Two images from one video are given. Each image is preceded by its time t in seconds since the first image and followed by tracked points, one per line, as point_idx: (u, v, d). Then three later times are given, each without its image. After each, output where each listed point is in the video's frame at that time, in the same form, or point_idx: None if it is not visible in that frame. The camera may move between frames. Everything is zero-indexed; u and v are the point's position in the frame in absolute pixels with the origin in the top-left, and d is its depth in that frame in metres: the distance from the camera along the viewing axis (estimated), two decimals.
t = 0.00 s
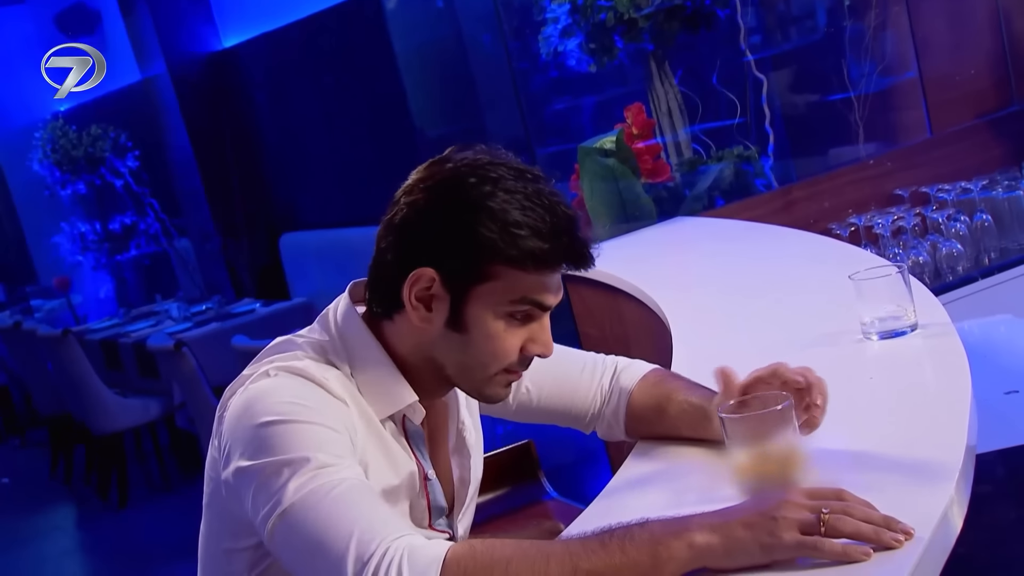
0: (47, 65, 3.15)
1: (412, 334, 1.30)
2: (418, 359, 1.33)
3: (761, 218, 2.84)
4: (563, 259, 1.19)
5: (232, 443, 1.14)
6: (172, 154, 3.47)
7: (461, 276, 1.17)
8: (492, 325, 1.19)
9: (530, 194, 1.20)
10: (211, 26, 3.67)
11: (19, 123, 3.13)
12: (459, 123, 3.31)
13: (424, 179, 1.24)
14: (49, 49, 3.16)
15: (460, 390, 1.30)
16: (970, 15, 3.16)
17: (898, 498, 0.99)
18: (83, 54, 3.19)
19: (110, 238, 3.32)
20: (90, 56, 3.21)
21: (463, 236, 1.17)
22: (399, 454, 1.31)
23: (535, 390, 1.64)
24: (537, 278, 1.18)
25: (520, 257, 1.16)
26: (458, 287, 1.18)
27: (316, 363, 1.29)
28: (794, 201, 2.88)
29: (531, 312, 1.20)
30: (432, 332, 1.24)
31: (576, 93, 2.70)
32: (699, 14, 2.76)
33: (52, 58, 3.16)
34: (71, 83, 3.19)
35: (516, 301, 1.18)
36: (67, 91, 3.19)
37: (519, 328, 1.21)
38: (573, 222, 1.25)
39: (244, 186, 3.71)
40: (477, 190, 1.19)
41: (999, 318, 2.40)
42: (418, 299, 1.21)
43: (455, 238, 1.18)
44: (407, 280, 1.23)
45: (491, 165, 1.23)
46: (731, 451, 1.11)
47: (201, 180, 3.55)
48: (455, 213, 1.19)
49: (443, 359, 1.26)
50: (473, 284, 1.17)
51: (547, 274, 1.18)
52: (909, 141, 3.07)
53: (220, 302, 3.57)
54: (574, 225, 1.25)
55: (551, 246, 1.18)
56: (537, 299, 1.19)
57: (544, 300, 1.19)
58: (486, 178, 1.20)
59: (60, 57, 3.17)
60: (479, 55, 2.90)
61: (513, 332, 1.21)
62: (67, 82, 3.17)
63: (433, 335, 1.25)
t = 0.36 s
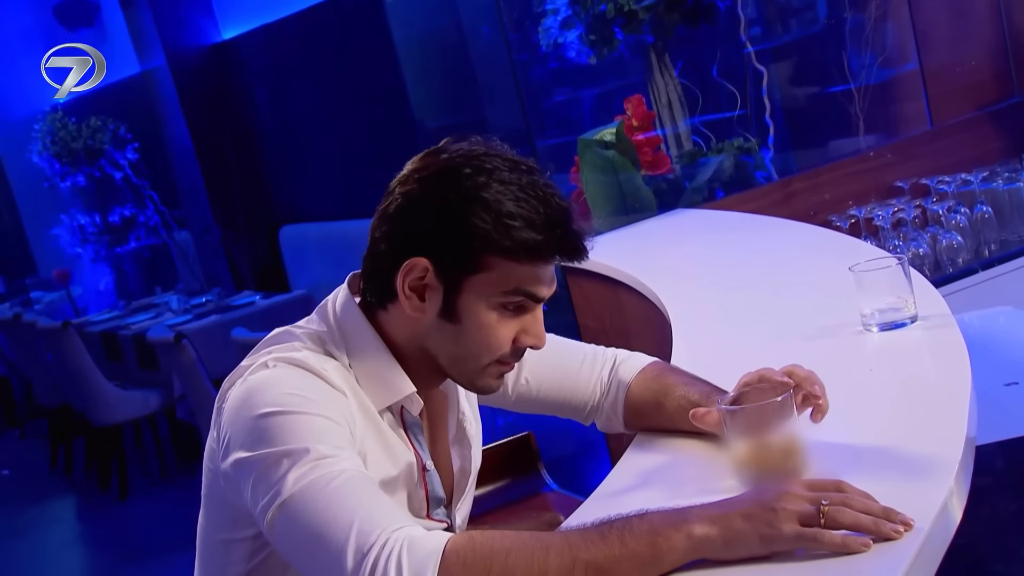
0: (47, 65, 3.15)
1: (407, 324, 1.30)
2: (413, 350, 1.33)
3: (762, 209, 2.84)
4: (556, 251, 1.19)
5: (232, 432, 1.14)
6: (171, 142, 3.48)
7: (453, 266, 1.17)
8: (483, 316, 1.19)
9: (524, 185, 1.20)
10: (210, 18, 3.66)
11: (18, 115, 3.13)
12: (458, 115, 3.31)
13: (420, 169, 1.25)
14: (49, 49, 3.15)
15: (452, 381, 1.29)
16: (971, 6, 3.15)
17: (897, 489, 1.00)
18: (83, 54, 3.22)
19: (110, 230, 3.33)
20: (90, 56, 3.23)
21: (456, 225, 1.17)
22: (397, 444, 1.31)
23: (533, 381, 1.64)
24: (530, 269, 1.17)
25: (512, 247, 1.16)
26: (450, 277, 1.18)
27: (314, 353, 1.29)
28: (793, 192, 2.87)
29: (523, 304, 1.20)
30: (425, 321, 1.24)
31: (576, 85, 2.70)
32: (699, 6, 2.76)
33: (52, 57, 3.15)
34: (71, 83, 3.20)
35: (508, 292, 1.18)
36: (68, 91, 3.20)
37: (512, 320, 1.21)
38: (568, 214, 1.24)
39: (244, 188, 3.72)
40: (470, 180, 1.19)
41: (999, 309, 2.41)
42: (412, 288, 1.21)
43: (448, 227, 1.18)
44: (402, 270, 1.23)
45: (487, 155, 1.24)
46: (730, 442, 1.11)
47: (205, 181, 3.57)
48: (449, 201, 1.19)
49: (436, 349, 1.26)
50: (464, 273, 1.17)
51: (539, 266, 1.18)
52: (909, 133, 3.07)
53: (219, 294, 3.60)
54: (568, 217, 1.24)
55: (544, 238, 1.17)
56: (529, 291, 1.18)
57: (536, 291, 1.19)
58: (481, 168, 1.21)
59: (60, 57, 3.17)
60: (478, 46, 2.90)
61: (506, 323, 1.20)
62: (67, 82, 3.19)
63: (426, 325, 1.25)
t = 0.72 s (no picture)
0: (47, 64, 3.17)
1: (406, 316, 1.30)
2: (411, 342, 1.33)
3: (761, 201, 2.84)
4: (556, 246, 1.19)
5: (230, 424, 1.14)
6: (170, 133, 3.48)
7: (452, 260, 1.17)
8: (483, 309, 1.19)
9: (524, 179, 1.20)
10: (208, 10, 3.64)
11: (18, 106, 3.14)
12: (460, 107, 3.31)
13: (420, 161, 1.24)
14: (49, 48, 3.18)
15: (450, 374, 1.29)
16: None
17: (896, 480, 1.00)
18: (83, 54, 3.23)
19: (109, 222, 3.33)
20: (90, 56, 3.23)
21: (456, 219, 1.17)
22: (395, 435, 1.31)
23: (533, 374, 1.63)
24: (530, 263, 1.17)
25: (512, 242, 1.15)
26: (449, 270, 1.18)
27: (312, 345, 1.29)
28: (793, 184, 2.87)
29: (522, 297, 1.20)
30: (424, 314, 1.24)
31: (576, 77, 2.70)
32: None
33: (52, 58, 3.18)
34: (71, 84, 3.21)
35: (507, 286, 1.18)
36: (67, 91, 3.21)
37: (510, 314, 1.21)
38: (567, 209, 1.24)
39: (245, 186, 3.70)
40: (471, 175, 1.19)
41: (998, 302, 2.41)
42: (410, 280, 1.21)
43: (448, 220, 1.18)
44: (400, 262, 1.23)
45: (488, 149, 1.24)
46: (730, 433, 1.12)
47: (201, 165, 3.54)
48: (450, 194, 1.19)
49: (434, 341, 1.26)
50: (464, 267, 1.17)
51: (538, 260, 1.18)
52: (909, 125, 3.06)
53: (218, 287, 3.59)
54: (568, 212, 1.24)
55: (543, 232, 1.17)
56: (528, 285, 1.18)
57: (536, 285, 1.19)
58: (482, 162, 1.20)
59: (60, 57, 3.19)
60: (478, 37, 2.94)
61: (504, 317, 1.20)
62: (67, 82, 3.21)
63: (425, 317, 1.25)
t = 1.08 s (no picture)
0: (47, 64, 3.15)
1: (406, 308, 1.29)
2: (410, 334, 1.33)
3: (762, 193, 2.81)
4: (557, 239, 1.19)
5: (229, 415, 1.14)
6: (169, 126, 3.48)
7: (452, 251, 1.17)
8: (482, 301, 1.19)
9: (526, 172, 1.20)
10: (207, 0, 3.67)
11: (15, 97, 3.11)
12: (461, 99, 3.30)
13: (422, 153, 1.24)
14: (49, 48, 3.16)
15: (448, 367, 1.29)
16: None
17: (895, 471, 1.00)
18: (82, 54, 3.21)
19: (108, 215, 3.32)
20: (90, 56, 3.22)
21: (457, 211, 1.17)
22: (394, 427, 1.31)
23: (532, 366, 1.63)
24: (530, 256, 1.17)
25: (513, 234, 1.15)
26: (450, 262, 1.17)
27: (312, 337, 1.29)
28: (793, 176, 2.85)
29: (521, 290, 1.19)
30: (423, 305, 1.24)
31: (575, 69, 2.69)
32: None
33: (52, 58, 3.16)
34: (71, 84, 3.21)
35: (507, 279, 1.18)
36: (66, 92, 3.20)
37: (510, 307, 1.20)
38: (568, 202, 1.24)
39: (243, 172, 3.73)
40: (474, 167, 1.19)
41: (999, 293, 2.41)
42: (411, 271, 1.21)
43: (449, 211, 1.17)
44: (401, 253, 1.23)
45: (490, 142, 1.24)
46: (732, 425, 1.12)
47: (200, 158, 3.56)
48: (452, 187, 1.18)
49: (434, 333, 1.26)
50: (464, 259, 1.16)
51: (539, 253, 1.18)
52: (909, 116, 3.06)
53: (218, 279, 3.63)
54: (569, 206, 1.24)
55: (544, 225, 1.17)
56: (528, 278, 1.18)
57: (536, 278, 1.19)
58: (484, 155, 1.20)
59: (60, 57, 3.18)
60: (478, 29, 2.93)
61: (504, 310, 1.20)
62: (67, 82, 3.20)
63: (424, 308, 1.25)
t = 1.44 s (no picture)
0: (47, 64, 3.15)
1: (405, 301, 1.29)
2: (408, 328, 1.33)
3: (760, 185, 2.82)
4: (556, 232, 1.19)
5: (228, 407, 1.14)
6: (168, 119, 3.48)
7: (452, 244, 1.17)
8: (482, 293, 1.19)
9: (526, 165, 1.20)
10: None
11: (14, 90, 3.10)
12: (461, 92, 3.30)
13: (421, 145, 1.24)
14: (49, 48, 3.16)
15: (447, 360, 1.29)
16: None
17: (893, 464, 1.00)
18: (83, 53, 3.22)
19: (106, 208, 3.31)
20: (89, 56, 3.23)
21: (457, 203, 1.16)
22: (392, 421, 1.31)
23: (531, 360, 1.63)
24: (529, 249, 1.17)
25: (513, 227, 1.15)
26: (449, 254, 1.17)
27: (311, 331, 1.29)
28: (791, 170, 2.86)
29: (520, 283, 1.19)
30: (423, 297, 1.23)
31: (574, 62, 2.68)
32: None
33: (52, 57, 3.16)
34: (71, 84, 3.20)
35: (507, 271, 1.18)
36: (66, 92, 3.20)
37: (508, 300, 1.20)
38: (568, 196, 1.24)
39: (244, 168, 3.73)
40: (473, 160, 1.19)
41: (997, 286, 2.41)
42: (410, 263, 1.21)
43: (449, 203, 1.17)
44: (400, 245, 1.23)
45: (490, 135, 1.23)
46: (733, 418, 1.12)
47: (200, 157, 3.57)
48: (452, 179, 1.18)
49: (432, 326, 1.25)
50: (463, 252, 1.16)
51: (538, 246, 1.18)
52: (909, 109, 3.06)
53: (217, 273, 3.63)
54: (569, 199, 1.24)
55: (543, 218, 1.17)
56: (527, 271, 1.18)
57: (536, 271, 1.19)
58: (484, 148, 1.20)
59: (60, 57, 3.18)
60: (477, 21, 2.93)
61: (503, 304, 1.20)
62: (67, 82, 3.19)
63: (424, 300, 1.24)
